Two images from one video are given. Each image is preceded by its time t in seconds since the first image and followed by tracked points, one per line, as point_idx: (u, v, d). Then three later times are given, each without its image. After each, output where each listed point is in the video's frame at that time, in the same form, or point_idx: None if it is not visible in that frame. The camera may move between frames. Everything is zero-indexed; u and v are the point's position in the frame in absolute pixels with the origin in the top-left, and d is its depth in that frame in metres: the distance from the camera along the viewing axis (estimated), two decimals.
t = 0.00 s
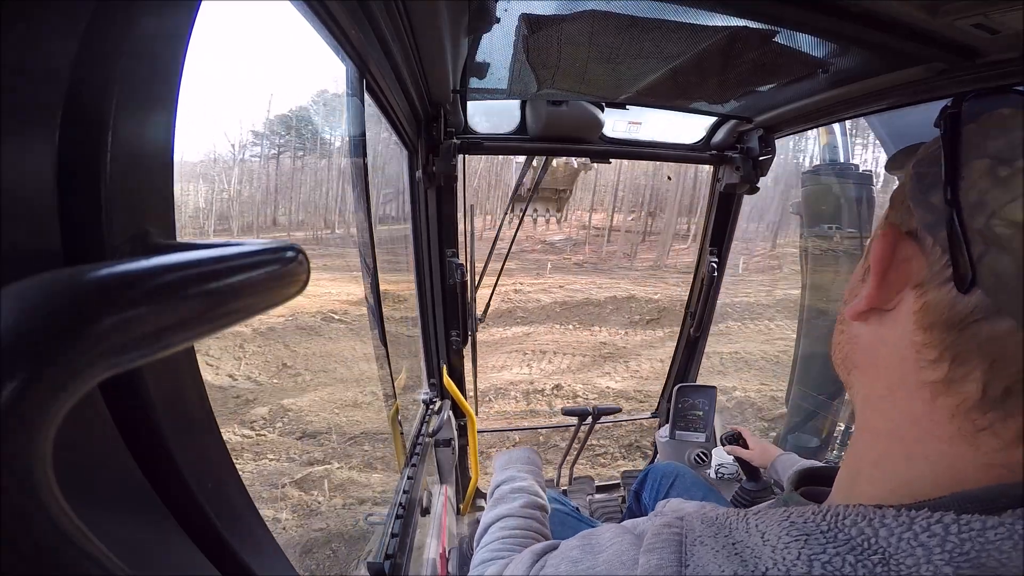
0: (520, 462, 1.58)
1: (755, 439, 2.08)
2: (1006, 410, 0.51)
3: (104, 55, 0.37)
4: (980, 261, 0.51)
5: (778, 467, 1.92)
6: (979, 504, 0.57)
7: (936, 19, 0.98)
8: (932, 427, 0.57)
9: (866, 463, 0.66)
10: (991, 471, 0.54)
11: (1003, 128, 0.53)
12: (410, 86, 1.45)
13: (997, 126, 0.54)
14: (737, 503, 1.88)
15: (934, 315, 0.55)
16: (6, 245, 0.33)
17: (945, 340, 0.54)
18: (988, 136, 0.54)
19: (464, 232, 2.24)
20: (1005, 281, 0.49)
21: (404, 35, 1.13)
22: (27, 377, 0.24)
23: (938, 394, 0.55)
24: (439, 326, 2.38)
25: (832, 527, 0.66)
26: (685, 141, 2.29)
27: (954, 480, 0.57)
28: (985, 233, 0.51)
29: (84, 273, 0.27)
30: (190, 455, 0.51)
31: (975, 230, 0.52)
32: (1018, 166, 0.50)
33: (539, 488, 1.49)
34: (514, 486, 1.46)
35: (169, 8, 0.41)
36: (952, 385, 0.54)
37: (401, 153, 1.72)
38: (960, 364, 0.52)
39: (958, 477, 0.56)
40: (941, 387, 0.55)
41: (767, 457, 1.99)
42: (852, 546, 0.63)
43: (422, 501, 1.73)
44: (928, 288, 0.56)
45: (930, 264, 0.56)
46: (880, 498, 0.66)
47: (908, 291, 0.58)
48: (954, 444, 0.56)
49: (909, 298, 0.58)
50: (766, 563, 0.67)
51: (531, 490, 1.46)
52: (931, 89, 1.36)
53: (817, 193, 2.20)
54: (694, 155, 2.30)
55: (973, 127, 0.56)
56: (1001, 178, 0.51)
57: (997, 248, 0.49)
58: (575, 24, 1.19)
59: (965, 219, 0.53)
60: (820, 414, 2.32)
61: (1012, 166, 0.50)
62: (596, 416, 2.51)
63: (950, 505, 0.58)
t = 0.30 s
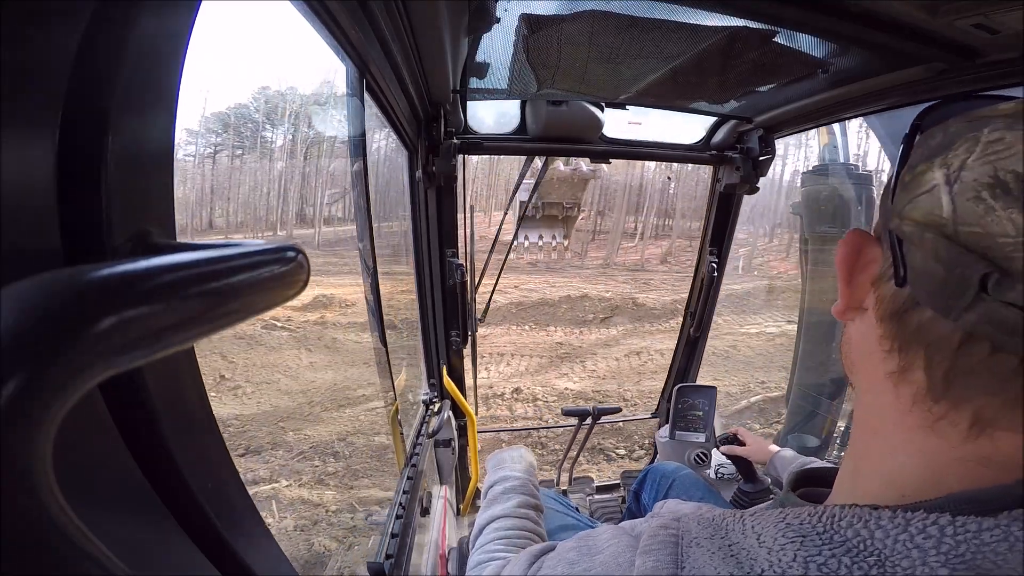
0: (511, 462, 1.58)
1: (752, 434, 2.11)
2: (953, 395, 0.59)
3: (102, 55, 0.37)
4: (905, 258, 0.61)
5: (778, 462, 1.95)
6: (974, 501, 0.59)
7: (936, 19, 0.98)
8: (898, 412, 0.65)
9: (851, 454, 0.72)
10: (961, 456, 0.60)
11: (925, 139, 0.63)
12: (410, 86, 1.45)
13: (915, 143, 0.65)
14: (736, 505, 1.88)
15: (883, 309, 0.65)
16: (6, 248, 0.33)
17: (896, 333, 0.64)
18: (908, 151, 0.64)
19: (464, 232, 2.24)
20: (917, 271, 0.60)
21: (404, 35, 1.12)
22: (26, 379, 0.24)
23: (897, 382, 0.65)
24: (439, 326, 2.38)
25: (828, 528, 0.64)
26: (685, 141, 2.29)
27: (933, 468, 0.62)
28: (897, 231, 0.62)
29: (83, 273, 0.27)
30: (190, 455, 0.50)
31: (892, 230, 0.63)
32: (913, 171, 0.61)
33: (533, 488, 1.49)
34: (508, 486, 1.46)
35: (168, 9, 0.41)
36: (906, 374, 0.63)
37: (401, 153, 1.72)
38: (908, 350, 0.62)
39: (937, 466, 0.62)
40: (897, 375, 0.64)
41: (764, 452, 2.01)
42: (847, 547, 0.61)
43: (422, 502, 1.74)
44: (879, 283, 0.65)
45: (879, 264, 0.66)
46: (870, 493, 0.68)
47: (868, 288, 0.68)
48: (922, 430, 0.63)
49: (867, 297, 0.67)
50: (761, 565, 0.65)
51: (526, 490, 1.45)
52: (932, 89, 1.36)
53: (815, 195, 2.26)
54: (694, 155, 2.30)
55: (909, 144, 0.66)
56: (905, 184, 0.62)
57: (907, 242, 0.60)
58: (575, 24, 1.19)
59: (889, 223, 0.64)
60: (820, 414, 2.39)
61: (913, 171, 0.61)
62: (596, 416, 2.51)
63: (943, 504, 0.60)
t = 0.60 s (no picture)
0: (514, 462, 1.57)
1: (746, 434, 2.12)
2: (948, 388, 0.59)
3: (98, 55, 0.37)
4: (891, 259, 0.61)
5: (773, 462, 1.95)
6: (975, 498, 0.59)
7: (936, 19, 0.98)
8: (893, 412, 0.65)
9: (849, 457, 0.72)
10: (957, 452, 0.60)
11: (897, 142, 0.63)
12: (410, 86, 1.45)
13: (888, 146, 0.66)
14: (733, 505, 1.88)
15: (871, 311, 0.65)
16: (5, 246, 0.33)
17: (889, 334, 0.64)
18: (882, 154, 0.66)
19: (464, 233, 2.25)
20: (905, 270, 0.60)
21: (404, 35, 1.13)
22: (27, 378, 0.24)
23: (891, 382, 0.65)
24: (439, 326, 2.38)
25: (825, 529, 0.64)
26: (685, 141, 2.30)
27: (931, 466, 0.62)
28: (881, 233, 0.62)
29: (84, 274, 0.27)
30: (190, 455, 0.50)
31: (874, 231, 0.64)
32: (890, 173, 0.62)
33: (534, 488, 1.49)
34: (510, 486, 1.46)
35: (168, 9, 0.41)
36: (901, 374, 0.64)
37: (401, 153, 1.72)
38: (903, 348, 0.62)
39: (936, 463, 0.62)
40: (891, 375, 0.65)
41: (759, 451, 2.02)
42: (845, 547, 0.61)
43: (422, 502, 1.74)
44: (868, 286, 0.66)
45: (863, 268, 0.67)
46: (872, 495, 0.68)
47: (856, 292, 0.69)
48: (919, 428, 0.63)
49: (855, 301, 0.69)
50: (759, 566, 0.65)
51: (527, 490, 1.46)
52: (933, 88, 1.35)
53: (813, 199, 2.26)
54: (694, 155, 2.30)
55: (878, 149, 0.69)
56: (883, 187, 0.63)
57: (891, 243, 0.61)
58: (575, 24, 1.19)
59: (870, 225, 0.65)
60: (821, 414, 2.37)
61: (890, 174, 0.62)
62: (596, 416, 2.51)
63: (944, 502, 0.60)
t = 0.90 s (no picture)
0: (512, 462, 1.58)
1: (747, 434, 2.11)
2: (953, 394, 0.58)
3: (101, 54, 0.37)
4: (896, 259, 0.62)
5: (774, 460, 1.94)
6: (978, 501, 0.58)
7: (936, 19, 0.98)
8: (896, 415, 0.65)
9: (852, 460, 0.72)
10: (960, 456, 0.59)
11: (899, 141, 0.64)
12: (410, 86, 1.45)
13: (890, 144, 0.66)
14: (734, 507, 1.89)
15: (875, 313, 0.65)
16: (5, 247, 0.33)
17: (894, 336, 0.63)
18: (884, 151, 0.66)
19: (464, 233, 2.25)
20: (911, 271, 0.60)
21: (404, 36, 1.13)
22: (27, 379, 0.24)
23: (895, 385, 0.64)
24: (439, 326, 2.38)
25: (826, 531, 0.64)
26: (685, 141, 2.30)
27: (934, 469, 0.62)
28: (886, 232, 0.63)
29: (84, 273, 0.27)
30: (191, 456, 0.50)
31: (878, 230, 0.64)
32: (896, 172, 0.63)
33: (534, 488, 1.49)
34: (509, 486, 1.46)
35: (166, 8, 0.42)
36: (904, 376, 0.63)
37: (400, 153, 1.72)
38: (907, 351, 0.62)
39: (937, 467, 0.61)
40: (894, 378, 0.64)
41: (761, 450, 2.01)
42: (845, 549, 0.61)
43: (422, 502, 1.74)
44: (871, 287, 0.66)
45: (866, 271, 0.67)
46: (874, 497, 0.67)
47: (858, 294, 0.69)
48: (922, 431, 0.62)
49: (858, 304, 0.69)
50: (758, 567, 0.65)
51: (527, 490, 1.46)
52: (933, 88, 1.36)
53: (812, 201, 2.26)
54: (694, 155, 2.31)
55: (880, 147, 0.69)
56: (888, 186, 0.63)
57: (897, 244, 0.61)
58: (575, 24, 1.19)
59: (875, 224, 0.65)
60: (821, 414, 2.38)
61: (895, 173, 0.63)
62: (596, 416, 2.51)
63: (947, 506, 0.60)
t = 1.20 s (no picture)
0: (508, 463, 1.58)
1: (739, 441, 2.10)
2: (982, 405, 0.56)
3: (105, 53, 0.37)
4: (929, 264, 0.59)
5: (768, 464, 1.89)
6: (983, 505, 0.58)
7: (936, 19, 0.98)
8: (912, 423, 0.63)
9: (859, 464, 0.70)
10: (973, 463, 0.59)
11: (929, 137, 0.61)
12: (410, 86, 1.45)
13: (916, 139, 0.63)
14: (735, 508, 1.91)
15: (900, 318, 0.63)
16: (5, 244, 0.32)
17: (920, 344, 0.61)
18: (914, 147, 0.63)
19: (464, 233, 2.25)
20: (950, 277, 0.56)
21: (404, 35, 1.13)
22: (26, 379, 0.24)
23: (916, 393, 0.62)
24: (439, 326, 2.38)
25: (828, 535, 0.64)
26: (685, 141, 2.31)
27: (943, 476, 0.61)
28: (926, 236, 0.59)
29: (84, 274, 0.27)
30: (191, 456, 0.50)
31: (913, 233, 0.61)
32: (939, 171, 0.58)
33: (530, 487, 1.49)
34: (505, 486, 1.46)
35: (166, 8, 0.42)
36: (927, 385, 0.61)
37: (400, 153, 1.71)
38: (935, 360, 0.59)
39: (947, 475, 0.60)
40: (916, 386, 0.62)
41: (752, 456, 1.99)
42: (848, 552, 0.61)
43: (422, 502, 1.74)
44: (895, 292, 0.64)
45: (887, 275, 0.65)
46: (880, 502, 0.67)
47: (876, 298, 0.67)
48: (938, 439, 0.61)
49: (876, 307, 0.66)
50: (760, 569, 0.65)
51: (522, 490, 1.45)
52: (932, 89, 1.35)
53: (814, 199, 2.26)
54: (694, 155, 2.31)
55: (899, 140, 0.66)
56: (929, 185, 0.59)
57: (939, 249, 0.57)
58: (574, 24, 1.19)
59: (910, 228, 0.61)
60: (822, 415, 2.38)
61: (935, 173, 0.59)
62: (596, 416, 2.52)
63: (945, 509, 0.60)
